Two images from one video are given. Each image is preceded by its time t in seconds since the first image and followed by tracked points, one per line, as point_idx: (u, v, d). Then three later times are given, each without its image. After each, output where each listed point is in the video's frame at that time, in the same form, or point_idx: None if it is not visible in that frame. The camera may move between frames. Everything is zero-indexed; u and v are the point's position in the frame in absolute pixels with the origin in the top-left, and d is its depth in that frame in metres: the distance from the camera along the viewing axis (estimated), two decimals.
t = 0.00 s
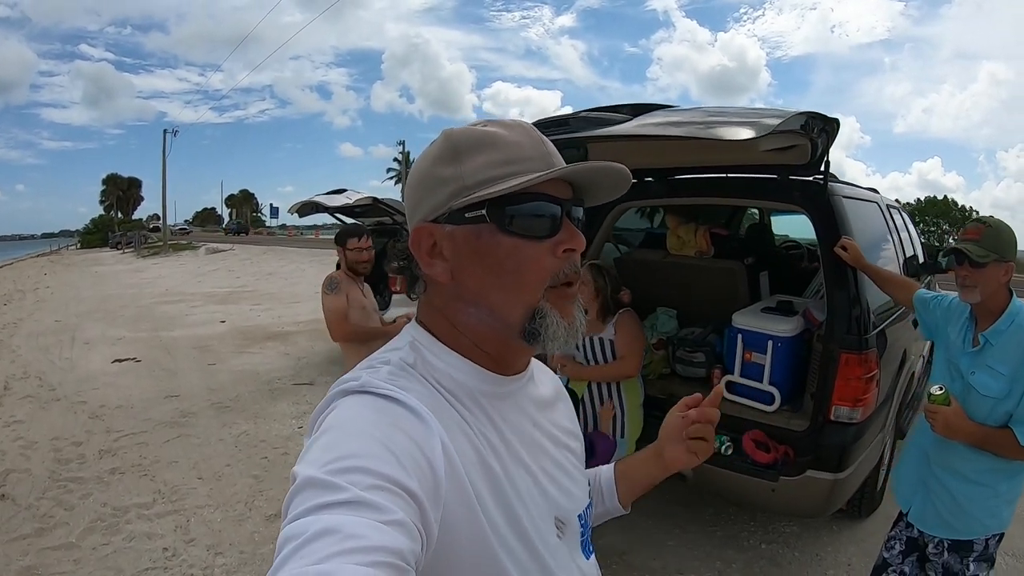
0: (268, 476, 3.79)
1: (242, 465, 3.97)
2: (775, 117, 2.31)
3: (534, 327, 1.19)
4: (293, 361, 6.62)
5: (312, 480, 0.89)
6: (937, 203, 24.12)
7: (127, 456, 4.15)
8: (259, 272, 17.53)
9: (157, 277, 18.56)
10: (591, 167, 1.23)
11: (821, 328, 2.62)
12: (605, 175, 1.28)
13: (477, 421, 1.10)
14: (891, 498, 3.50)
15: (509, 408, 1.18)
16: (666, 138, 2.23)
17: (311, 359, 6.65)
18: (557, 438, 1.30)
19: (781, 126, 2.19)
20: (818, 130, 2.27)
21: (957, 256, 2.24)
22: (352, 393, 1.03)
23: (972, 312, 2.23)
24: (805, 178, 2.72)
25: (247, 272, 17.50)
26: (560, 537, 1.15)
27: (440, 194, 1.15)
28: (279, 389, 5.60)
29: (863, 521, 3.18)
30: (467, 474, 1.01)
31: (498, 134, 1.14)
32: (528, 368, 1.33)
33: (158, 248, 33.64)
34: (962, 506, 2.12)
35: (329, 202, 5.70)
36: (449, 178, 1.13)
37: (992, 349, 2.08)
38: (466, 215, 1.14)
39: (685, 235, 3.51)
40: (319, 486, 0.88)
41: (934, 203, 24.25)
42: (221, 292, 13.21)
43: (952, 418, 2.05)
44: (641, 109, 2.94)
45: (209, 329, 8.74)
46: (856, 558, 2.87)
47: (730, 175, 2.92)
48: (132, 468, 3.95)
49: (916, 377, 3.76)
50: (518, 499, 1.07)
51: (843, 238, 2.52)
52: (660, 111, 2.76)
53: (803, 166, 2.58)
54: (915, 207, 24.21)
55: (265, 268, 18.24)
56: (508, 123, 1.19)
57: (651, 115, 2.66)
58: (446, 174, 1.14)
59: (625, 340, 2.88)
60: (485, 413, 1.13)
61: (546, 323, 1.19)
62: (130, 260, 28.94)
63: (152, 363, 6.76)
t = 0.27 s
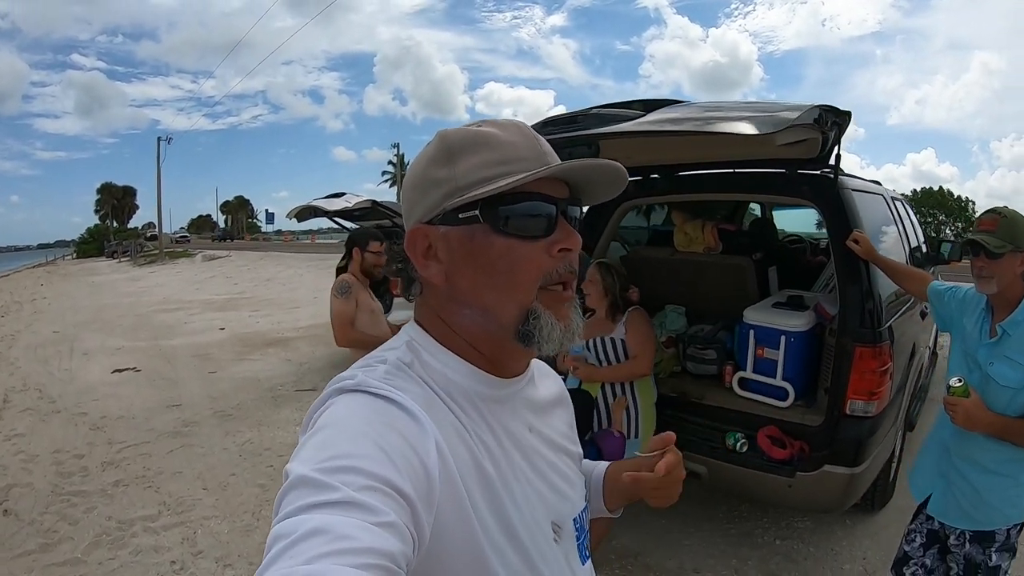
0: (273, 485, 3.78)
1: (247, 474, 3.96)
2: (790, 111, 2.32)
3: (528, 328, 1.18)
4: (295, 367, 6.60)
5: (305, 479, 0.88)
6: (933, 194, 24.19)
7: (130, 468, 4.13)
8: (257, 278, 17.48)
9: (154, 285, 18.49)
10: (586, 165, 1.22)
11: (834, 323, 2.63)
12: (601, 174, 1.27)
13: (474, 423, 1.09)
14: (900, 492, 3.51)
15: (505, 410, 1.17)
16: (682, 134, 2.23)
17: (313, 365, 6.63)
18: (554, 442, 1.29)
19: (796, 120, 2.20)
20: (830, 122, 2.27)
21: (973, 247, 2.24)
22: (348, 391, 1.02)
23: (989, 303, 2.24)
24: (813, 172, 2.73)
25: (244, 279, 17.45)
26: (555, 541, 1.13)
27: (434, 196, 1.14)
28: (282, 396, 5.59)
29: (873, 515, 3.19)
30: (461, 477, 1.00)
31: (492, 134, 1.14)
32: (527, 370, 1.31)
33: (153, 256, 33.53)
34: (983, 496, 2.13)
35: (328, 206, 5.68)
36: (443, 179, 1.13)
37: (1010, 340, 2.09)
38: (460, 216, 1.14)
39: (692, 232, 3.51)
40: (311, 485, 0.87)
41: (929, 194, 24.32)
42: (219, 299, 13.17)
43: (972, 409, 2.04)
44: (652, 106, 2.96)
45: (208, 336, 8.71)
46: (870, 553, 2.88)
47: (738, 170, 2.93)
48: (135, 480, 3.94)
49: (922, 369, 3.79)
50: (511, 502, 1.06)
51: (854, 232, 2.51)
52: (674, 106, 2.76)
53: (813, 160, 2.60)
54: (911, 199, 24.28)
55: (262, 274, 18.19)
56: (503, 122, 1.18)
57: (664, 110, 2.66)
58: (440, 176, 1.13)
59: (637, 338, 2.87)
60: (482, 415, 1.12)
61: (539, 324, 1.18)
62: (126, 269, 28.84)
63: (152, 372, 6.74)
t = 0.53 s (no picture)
0: (282, 489, 3.79)
1: (255, 478, 3.96)
2: (805, 108, 2.38)
3: (531, 329, 1.16)
4: (298, 369, 6.60)
5: (317, 489, 0.89)
6: (929, 187, 24.28)
7: (136, 474, 4.12)
8: (255, 280, 17.45)
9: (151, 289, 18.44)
10: (585, 161, 1.21)
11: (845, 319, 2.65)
12: (601, 168, 1.26)
13: (485, 425, 1.10)
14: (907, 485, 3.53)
15: (518, 411, 1.18)
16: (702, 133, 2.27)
17: (316, 367, 6.63)
18: (570, 442, 1.29)
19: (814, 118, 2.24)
20: (844, 120, 2.35)
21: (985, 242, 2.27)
22: (358, 400, 1.03)
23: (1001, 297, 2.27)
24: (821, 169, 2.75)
25: (243, 281, 17.42)
26: (575, 541, 1.13)
27: (432, 199, 1.15)
28: (286, 399, 5.59)
29: (882, 508, 3.22)
30: (475, 479, 1.01)
31: (487, 134, 1.14)
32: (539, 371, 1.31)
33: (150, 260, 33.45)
34: (997, 486, 2.15)
35: (329, 208, 5.67)
36: (441, 183, 1.14)
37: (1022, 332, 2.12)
38: (458, 219, 1.15)
39: (699, 229, 3.52)
40: (323, 494, 0.88)
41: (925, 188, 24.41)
42: (218, 302, 13.14)
43: (986, 401, 2.08)
44: (666, 105, 2.96)
45: (208, 340, 8.69)
46: (881, 545, 2.90)
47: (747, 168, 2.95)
48: (142, 486, 3.94)
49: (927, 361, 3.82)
50: (527, 503, 1.06)
51: (865, 227, 2.55)
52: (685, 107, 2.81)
53: (821, 157, 2.64)
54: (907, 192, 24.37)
55: (260, 277, 18.16)
56: (500, 121, 1.18)
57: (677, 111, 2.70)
58: (439, 179, 1.14)
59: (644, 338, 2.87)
60: (493, 417, 1.13)
61: (541, 325, 1.16)
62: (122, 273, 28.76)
63: (153, 377, 6.72)
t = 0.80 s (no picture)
0: (290, 487, 3.80)
1: (262, 476, 3.97)
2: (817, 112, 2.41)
3: (548, 328, 1.19)
4: (299, 368, 6.60)
5: (341, 489, 0.91)
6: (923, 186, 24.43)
7: (142, 473, 4.13)
8: (252, 279, 17.40)
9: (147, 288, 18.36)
10: (594, 158, 1.22)
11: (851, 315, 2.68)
12: (610, 163, 1.27)
13: (506, 424, 1.12)
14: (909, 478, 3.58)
15: (538, 409, 1.20)
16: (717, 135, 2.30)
17: (317, 366, 6.63)
18: (592, 439, 1.31)
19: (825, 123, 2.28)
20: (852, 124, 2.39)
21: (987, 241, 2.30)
22: (381, 401, 1.05)
23: (1002, 294, 2.30)
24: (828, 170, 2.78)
25: (239, 280, 17.37)
26: (600, 536, 1.15)
27: (444, 203, 1.18)
28: (290, 397, 5.59)
29: (886, 501, 3.26)
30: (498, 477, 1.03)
31: (494, 135, 1.15)
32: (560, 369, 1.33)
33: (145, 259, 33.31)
34: (1000, 474, 2.19)
35: (332, 206, 5.66)
36: (451, 186, 1.16)
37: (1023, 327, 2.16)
38: (469, 222, 1.17)
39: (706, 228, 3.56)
40: (347, 495, 0.90)
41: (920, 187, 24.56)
42: (215, 301, 13.10)
43: (988, 392, 2.15)
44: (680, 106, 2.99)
45: (208, 339, 8.67)
46: (885, 537, 2.94)
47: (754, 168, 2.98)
48: (148, 485, 3.94)
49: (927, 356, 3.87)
50: (549, 500, 1.08)
51: (871, 227, 2.58)
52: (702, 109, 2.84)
53: (826, 158, 2.67)
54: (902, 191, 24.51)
55: (257, 276, 18.11)
56: (506, 122, 1.19)
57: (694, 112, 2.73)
58: (448, 183, 1.16)
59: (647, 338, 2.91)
60: (513, 415, 1.15)
61: (558, 324, 1.18)
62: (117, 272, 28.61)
63: (154, 376, 6.71)
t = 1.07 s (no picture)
0: (294, 485, 3.82)
1: (265, 475, 3.99)
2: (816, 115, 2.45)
3: (557, 329, 1.21)
4: (297, 367, 6.60)
5: (339, 489, 0.93)
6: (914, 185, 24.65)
7: (144, 473, 4.13)
8: (245, 279, 17.33)
9: (139, 289, 18.25)
10: (605, 161, 1.26)
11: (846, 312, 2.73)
12: (622, 168, 1.31)
13: (505, 426, 1.14)
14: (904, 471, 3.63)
15: (537, 412, 1.22)
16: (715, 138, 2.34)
17: (315, 365, 6.63)
18: (591, 442, 1.33)
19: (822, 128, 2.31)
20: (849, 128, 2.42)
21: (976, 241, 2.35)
22: (381, 401, 1.08)
23: (990, 290, 2.36)
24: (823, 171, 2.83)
25: (233, 280, 17.30)
26: (595, 540, 1.17)
27: (454, 202, 1.20)
28: (290, 396, 5.60)
29: (882, 492, 3.32)
30: (494, 479, 1.05)
31: (508, 135, 1.18)
32: (562, 371, 1.36)
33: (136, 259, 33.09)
34: (991, 461, 2.24)
35: (331, 205, 5.66)
36: (462, 185, 1.18)
37: (1011, 321, 2.22)
38: (480, 221, 1.19)
39: (703, 227, 3.61)
40: (345, 495, 0.93)
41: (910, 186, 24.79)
42: (209, 301, 13.05)
43: (980, 383, 2.19)
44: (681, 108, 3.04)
45: (204, 339, 8.64)
46: (882, 527, 2.99)
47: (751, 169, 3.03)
48: (152, 485, 3.94)
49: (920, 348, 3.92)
50: (544, 503, 1.10)
51: (865, 227, 2.64)
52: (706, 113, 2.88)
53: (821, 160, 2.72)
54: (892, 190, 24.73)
55: (251, 276, 18.04)
56: (519, 123, 1.22)
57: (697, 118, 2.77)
58: (459, 181, 1.19)
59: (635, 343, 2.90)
60: (512, 418, 1.17)
61: (568, 324, 1.21)
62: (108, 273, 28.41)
63: (151, 377, 6.69)
